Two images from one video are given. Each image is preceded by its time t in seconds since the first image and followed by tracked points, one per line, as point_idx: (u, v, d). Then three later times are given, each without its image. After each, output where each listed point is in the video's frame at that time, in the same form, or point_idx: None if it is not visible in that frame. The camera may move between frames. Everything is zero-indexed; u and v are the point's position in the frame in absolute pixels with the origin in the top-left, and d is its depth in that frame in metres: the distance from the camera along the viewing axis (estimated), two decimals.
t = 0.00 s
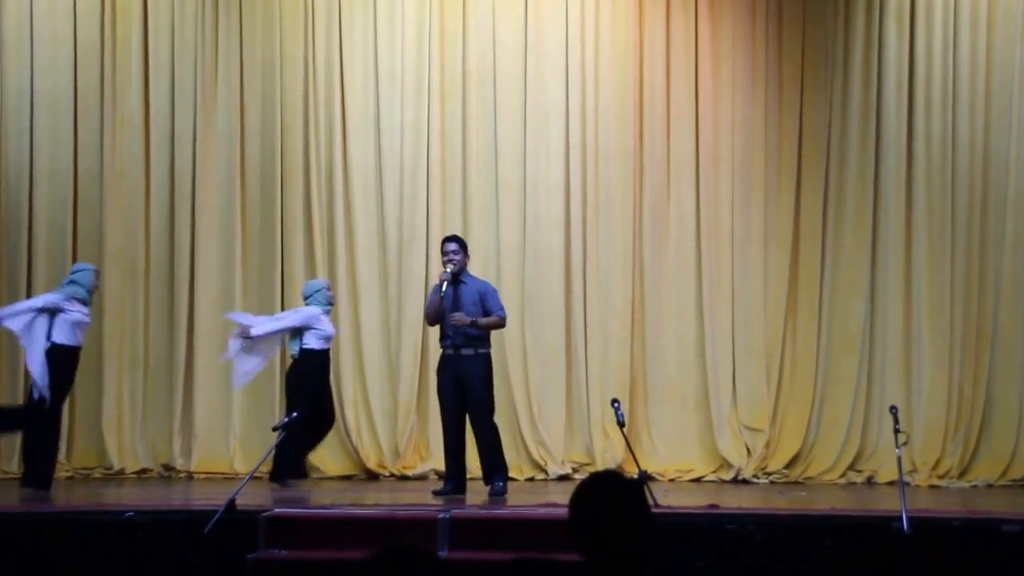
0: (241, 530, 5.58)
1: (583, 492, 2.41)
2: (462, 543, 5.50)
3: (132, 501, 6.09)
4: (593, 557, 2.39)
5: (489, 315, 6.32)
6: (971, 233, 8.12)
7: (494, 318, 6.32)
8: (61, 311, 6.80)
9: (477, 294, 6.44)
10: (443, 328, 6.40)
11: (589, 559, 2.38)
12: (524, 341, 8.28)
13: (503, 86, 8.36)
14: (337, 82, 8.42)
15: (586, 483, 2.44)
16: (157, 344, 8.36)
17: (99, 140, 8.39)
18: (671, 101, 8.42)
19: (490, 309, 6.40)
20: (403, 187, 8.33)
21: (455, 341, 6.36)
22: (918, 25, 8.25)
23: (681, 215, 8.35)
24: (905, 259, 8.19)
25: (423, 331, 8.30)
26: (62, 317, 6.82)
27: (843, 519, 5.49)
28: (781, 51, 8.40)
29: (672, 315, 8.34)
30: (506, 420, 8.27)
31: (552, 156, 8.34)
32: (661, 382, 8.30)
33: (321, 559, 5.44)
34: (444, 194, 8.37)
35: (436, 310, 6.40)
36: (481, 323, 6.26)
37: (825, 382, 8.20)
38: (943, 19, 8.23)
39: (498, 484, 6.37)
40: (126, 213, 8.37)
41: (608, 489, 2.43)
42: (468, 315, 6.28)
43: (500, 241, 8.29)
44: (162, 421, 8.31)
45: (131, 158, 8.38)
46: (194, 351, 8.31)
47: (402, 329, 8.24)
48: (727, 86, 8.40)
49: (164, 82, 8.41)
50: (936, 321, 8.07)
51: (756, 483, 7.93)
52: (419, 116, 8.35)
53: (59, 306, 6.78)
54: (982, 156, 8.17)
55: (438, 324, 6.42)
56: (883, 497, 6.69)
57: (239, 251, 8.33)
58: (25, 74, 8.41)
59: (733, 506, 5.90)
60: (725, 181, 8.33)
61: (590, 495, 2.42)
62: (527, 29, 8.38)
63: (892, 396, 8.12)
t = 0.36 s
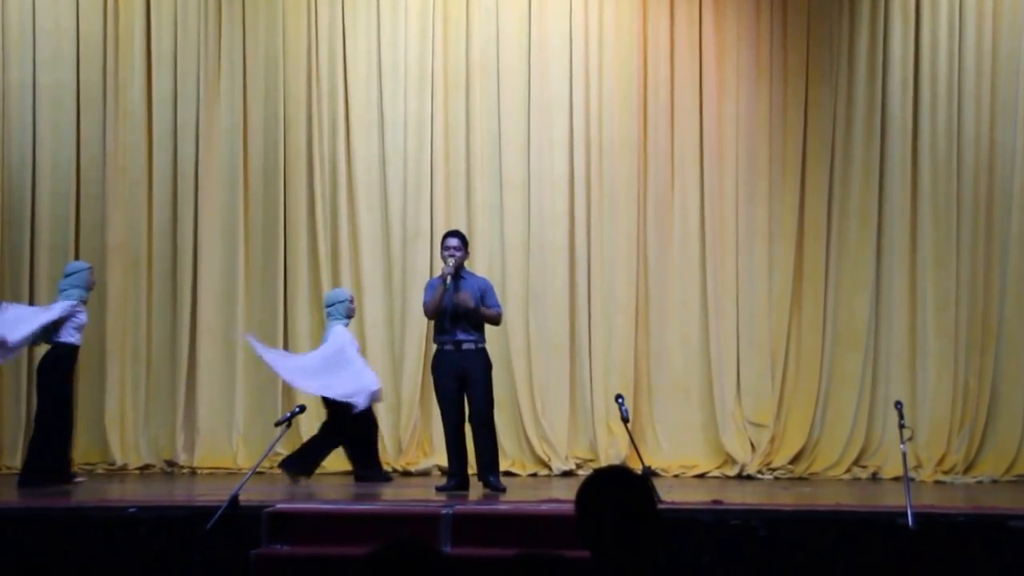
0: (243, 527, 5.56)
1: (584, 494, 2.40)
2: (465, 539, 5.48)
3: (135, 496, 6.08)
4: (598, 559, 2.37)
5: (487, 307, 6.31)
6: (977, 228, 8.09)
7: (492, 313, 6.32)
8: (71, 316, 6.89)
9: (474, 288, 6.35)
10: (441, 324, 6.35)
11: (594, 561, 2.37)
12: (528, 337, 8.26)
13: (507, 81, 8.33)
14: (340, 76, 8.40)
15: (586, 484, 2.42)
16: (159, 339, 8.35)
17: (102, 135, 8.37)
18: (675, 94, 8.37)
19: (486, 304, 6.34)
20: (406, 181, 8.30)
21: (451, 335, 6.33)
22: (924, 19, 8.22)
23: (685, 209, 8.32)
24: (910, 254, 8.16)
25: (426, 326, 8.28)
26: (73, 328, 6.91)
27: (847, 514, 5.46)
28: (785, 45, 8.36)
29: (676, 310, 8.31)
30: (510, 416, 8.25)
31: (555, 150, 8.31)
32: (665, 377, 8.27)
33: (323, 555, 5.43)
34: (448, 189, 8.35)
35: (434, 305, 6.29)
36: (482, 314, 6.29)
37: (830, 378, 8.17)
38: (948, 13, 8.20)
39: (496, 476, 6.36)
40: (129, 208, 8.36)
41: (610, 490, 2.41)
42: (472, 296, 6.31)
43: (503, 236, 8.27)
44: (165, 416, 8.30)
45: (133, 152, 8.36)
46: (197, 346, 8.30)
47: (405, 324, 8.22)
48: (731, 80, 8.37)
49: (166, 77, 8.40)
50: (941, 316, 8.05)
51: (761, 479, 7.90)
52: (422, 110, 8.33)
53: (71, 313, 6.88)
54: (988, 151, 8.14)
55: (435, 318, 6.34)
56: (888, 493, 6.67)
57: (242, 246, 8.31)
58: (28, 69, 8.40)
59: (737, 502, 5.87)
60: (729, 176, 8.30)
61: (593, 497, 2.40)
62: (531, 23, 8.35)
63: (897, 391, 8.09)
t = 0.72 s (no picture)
0: (245, 523, 5.55)
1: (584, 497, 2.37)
2: (466, 536, 5.46)
3: (137, 492, 6.06)
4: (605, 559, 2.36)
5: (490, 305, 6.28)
6: (982, 223, 8.06)
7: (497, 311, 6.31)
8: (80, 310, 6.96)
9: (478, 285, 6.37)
10: (444, 320, 6.30)
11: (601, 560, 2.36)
12: (530, 333, 8.25)
13: (508, 75, 8.30)
14: (342, 71, 8.37)
15: (586, 485, 2.39)
16: (161, 334, 8.34)
17: (103, 130, 8.36)
18: (679, 90, 8.33)
19: (490, 301, 6.37)
20: (408, 177, 8.28)
21: (454, 331, 6.29)
22: (928, 13, 8.18)
23: (688, 204, 8.29)
24: (915, 249, 8.13)
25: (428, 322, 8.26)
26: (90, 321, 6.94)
27: (850, 511, 5.44)
28: (789, 39, 8.32)
29: (679, 306, 8.29)
30: (512, 412, 8.24)
31: (558, 145, 8.28)
32: (667, 373, 8.24)
33: (324, 552, 5.41)
34: (449, 183, 8.33)
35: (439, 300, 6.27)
36: (484, 310, 6.23)
37: (833, 374, 8.14)
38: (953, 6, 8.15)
39: (505, 473, 6.39)
40: (130, 204, 8.34)
41: (614, 488, 2.37)
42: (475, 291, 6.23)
43: (505, 231, 8.25)
44: (166, 412, 8.29)
45: (135, 148, 8.35)
46: (198, 341, 8.28)
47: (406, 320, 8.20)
48: (734, 74, 8.33)
49: (168, 72, 8.38)
50: (945, 311, 8.01)
51: (764, 475, 7.87)
52: (424, 105, 8.29)
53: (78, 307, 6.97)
54: (993, 145, 8.10)
55: (439, 314, 6.30)
56: (890, 489, 6.64)
57: (243, 241, 8.29)
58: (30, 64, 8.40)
59: (739, 498, 5.85)
60: (733, 171, 8.26)
61: (594, 498, 2.37)
62: (533, 17, 8.32)
63: (901, 387, 8.06)
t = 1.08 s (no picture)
0: (245, 522, 5.52)
1: (588, 499, 2.32)
2: (467, 535, 5.43)
3: (137, 491, 6.03)
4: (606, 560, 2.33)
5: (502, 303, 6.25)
6: (986, 222, 8.02)
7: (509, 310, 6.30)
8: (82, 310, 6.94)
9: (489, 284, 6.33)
10: (457, 318, 6.25)
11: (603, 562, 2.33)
12: (531, 332, 8.22)
13: (509, 75, 8.26)
14: (342, 70, 8.33)
15: (590, 484, 2.34)
16: (161, 333, 8.31)
17: (103, 129, 8.34)
18: (680, 88, 8.30)
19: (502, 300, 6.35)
20: (408, 176, 8.24)
21: (468, 330, 6.25)
22: (932, 11, 8.14)
23: (690, 202, 8.25)
24: (918, 247, 8.09)
25: (429, 320, 8.23)
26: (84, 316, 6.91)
27: (853, 510, 5.41)
28: (792, 38, 8.29)
29: (680, 305, 8.25)
30: (513, 411, 8.21)
31: (559, 144, 8.25)
32: (669, 372, 8.21)
33: (324, 551, 5.38)
34: (450, 182, 8.29)
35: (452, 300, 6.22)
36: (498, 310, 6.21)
37: (836, 373, 8.11)
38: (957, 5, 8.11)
39: (507, 473, 6.36)
40: (131, 203, 8.32)
41: (618, 492, 2.34)
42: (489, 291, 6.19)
43: (505, 230, 8.22)
44: (167, 411, 8.26)
45: (135, 147, 8.32)
46: (198, 340, 8.26)
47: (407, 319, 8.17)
48: (736, 73, 8.29)
49: (168, 72, 8.35)
50: (949, 310, 7.97)
51: (766, 475, 7.83)
52: (424, 104, 8.26)
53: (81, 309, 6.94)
54: (997, 143, 8.06)
55: (452, 313, 6.25)
56: (893, 489, 6.61)
57: (243, 240, 8.26)
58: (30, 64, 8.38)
59: (742, 497, 5.82)
60: (735, 170, 8.22)
61: (596, 500, 2.33)
62: (534, 16, 8.29)
63: (904, 387, 8.03)
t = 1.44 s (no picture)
0: (249, 519, 5.50)
1: (589, 496, 2.32)
2: (471, 533, 5.41)
3: (142, 488, 6.03)
4: (609, 557, 2.31)
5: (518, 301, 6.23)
6: (991, 219, 7.98)
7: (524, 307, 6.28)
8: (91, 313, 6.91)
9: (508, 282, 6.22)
10: (473, 316, 6.23)
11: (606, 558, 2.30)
12: (535, 329, 8.20)
13: (513, 72, 8.24)
14: (345, 67, 8.32)
15: (592, 485, 2.34)
16: (165, 330, 8.31)
17: (107, 126, 8.33)
18: (684, 85, 8.28)
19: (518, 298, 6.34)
20: (412, 173, 8.23)
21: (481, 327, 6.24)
22: (937, 8, 8.12)
23: (694, 199, 8.22)
24: (923, 244, 8.07)
25: (433, 317, 8.21)
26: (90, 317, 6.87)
27: (859, 509, 5.39)
28: (797, 35, 8.26)
29: (685, 302, 8.22)
30: (517, 409, 8.19)
31: (563, 142, 8.23)
32: (673, 369, 8.19)
33: (328, 548, 5.35)
34: (454, 179, 8.27)
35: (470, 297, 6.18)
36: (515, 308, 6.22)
37: (841, 372, 8.07)
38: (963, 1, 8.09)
39: (510, 472, 6.34)
40: (135, 200, 8.31)
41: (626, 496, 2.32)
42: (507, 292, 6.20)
43: (509, 227, 8.20)
44: (171, 408, 8.25)
45: (139, 144, 8.31)
46: (202, 337, 8.25)
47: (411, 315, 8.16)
48: (741, 70, 8.26)
49: (172, 69, 8.34)
50: (954, 308, 7.96)
51: (771, 473, 7.81)
52: (428, 100, 8.25)
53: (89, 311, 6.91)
54: (1003, 140, 8.02)
55: (468, 310, 6.22)
56: (899, 487, 6.59)
57: (247, 237, 8.25)
58: (33, 61, 8.37)
59: (746, 495, 5.80)
60: (739, 167, 8.19)
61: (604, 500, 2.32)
62: (538, 13, 8.27)
63: (910, 385, 8.00)
